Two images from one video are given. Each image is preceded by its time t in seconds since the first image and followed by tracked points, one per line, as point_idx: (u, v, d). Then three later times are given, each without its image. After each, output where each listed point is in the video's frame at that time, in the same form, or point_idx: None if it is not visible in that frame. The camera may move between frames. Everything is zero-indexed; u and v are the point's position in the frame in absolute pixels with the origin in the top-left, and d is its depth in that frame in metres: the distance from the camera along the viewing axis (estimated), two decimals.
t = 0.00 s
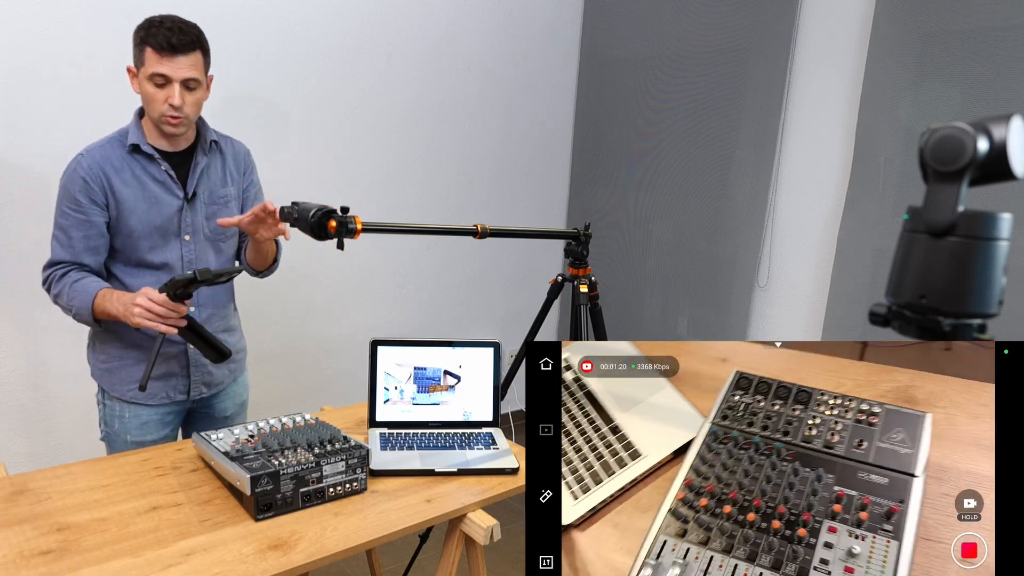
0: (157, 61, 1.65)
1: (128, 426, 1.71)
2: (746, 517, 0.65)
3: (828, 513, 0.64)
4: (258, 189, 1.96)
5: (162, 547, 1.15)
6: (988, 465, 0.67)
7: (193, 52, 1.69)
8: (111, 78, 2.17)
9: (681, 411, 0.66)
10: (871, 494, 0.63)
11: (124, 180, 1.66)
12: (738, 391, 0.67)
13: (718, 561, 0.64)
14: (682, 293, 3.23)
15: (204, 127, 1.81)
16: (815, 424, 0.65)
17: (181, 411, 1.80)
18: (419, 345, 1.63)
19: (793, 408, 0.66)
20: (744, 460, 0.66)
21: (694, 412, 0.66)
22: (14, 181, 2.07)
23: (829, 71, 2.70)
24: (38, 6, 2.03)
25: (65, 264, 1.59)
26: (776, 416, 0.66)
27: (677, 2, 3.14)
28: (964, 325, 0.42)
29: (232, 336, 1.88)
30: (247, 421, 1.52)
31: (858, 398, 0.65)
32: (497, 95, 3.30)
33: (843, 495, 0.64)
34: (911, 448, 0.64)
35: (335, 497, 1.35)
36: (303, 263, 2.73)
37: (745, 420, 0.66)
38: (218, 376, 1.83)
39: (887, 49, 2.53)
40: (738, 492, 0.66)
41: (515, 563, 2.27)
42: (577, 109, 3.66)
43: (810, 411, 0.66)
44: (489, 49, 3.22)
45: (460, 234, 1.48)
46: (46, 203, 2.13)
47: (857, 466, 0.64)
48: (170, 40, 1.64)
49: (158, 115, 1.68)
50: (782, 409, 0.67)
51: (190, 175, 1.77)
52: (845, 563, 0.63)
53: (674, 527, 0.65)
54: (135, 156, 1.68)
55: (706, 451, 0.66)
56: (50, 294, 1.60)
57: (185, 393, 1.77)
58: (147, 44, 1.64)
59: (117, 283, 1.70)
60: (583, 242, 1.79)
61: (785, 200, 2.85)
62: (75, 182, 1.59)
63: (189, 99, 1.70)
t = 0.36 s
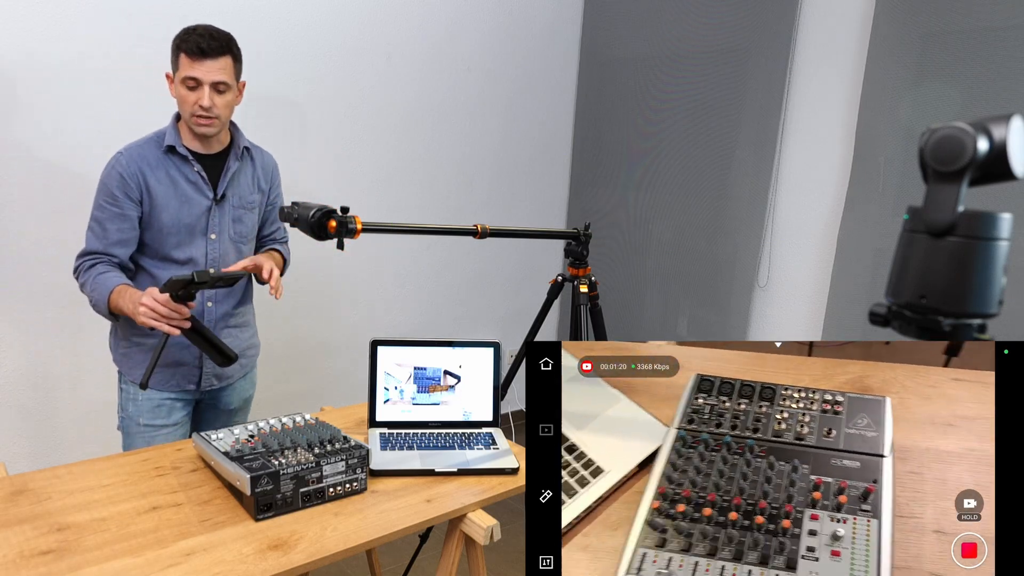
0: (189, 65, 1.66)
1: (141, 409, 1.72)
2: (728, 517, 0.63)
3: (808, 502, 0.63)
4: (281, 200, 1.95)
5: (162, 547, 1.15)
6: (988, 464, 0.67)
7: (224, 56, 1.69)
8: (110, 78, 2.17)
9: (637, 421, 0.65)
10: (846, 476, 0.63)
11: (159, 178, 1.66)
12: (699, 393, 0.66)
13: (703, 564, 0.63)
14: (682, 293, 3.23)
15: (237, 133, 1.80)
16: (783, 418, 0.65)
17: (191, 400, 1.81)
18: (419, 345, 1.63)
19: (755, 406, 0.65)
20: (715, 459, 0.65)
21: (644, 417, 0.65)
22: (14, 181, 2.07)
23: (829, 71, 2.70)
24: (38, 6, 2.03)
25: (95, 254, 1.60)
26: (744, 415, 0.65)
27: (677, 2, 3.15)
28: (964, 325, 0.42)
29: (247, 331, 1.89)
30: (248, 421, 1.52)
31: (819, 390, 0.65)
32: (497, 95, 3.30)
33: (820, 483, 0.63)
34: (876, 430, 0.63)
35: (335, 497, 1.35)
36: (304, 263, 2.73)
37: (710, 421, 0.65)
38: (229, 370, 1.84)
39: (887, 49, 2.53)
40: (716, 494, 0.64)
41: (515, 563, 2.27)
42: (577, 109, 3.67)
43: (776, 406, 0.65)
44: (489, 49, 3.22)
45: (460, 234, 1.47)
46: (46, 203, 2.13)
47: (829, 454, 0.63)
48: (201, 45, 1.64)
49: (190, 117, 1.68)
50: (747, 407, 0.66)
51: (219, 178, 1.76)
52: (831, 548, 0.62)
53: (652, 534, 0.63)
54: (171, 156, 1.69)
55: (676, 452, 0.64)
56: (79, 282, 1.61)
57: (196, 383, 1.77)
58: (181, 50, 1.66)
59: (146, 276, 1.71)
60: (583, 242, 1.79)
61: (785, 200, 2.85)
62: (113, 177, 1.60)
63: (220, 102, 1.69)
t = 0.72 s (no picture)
0: (184, 68, 1.62)
1: (141, 413, 1.71)
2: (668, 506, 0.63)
3: (750, 498, 0.63)
4: (272, 197, 1.96)
5: (162, 547, 1.15)
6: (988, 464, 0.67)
7: (220, 59, 1.65)
8: (111, 79, 2.17)
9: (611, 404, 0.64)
10: (795, 476, 0.62)
11: (155, 180, 1.66)
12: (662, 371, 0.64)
13: (635, 553, 0.62)
14: (682, 293, 3.23)
15: (231, 134, 1.80)
16: (743, 403, 0.63)
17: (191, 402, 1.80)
18: (419, 345, 1.63)
19: (722, 385, 0.63)
20: (668, 442, 0.63)
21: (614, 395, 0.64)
22: (13, 181, 2.07)
23: (829, 71, 2.70)
24: (38, 6, 2.03)
25: (76, 255, 1.55)
26: (703, 394, 0.64)
27: (677, 2, 3.15)
28: (964, 326, 0.42)
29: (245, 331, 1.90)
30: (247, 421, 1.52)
31: (787, 377, 0.63)
32: (497, 95, 3.30)
33: (767, 479, 0.63)
34: (838, 430, 0.63)
35: (335, 497, 1.35)
36: (304, 263, 2.74)
37: (671, 401, 0.63)
38: (229, 369, 1.85)
39: (887, 49, 2.53)
40: (661, 477, 0.63)
41: (515, 563, 2.27)
42: (577, 109, 3.67)
43: (738, 390, 0.63)
44: (489, 49, 3.22)
45: (460, 234, 1.47)
46: (45, 204, 2.13)
47: (785, 449, 0.63)
48: (197, 48, 1.61)
49: (184, 120, 1.65)
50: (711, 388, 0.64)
51: (214, 180, 1.77)
52: (762, 551, 0.63)
53: (587, 512, 0.63)
54: (167, 158, 1.69)
55: (632, 431, 0.63)
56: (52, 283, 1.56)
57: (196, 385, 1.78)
58: (176, 52, 1.62)
59: (142, 277, 1.71)
60: (583, 242, 1.79)
61: (785, 200, 2.85)
62: (108, 179, 1.58)
63: (215, 106, 1.67)
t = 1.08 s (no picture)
0: (120, 71, 1.44)
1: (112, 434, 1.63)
2: (700, 454, 0.63)
3: (775, 478, 0.63)
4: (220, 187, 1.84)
5: (162, 547, 1.15)
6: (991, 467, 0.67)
7: (160, 58, 1.48)
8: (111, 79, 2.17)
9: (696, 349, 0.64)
10: (831, 475, 0.62)
11: (96, 190, 1.50)
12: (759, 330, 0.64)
13: (644, 481, 0.62)
14: (682, 293, 3.23)
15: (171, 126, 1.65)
16: (817, 385, 0.63)
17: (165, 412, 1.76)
18: (419, 345, 1.63)
19: (803, 361, 0.63)
20: (726, 397, 0.64)
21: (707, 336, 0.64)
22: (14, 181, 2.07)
23: (829, 71, 2.70)
24: (38, 5, 2.03)
25: (11, 283, 1.37)
26: (781, 363, 0.64)
27: (677, 2, 3.15)
28: (964, 326, 0.43)
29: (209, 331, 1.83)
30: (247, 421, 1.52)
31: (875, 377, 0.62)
32: (497, 95, 3.30)
33: (800, 464, 0.63)
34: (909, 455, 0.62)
35: (335, 497, 1.35)
36: (304, 263, 2.74)
37: (752, 359, 0.64)
38: (203, 374, 1.80)
39: (887, 49, 2.53)
40: (703, 424, 0.64)
41: (515, 563, 2.27)
42: (577, 109, 3.67)
43: (819, 370, 0.63)
44: (489, 49, 3.22)
45: (460, 234, 1.47)
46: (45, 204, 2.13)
47: (835, 445, 0.62)
48: (133, 48, 1.43)
49: (121, 125, 1.48)
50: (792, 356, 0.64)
51: (161, 180, 1.62)
52: (759, 536, 0.63)
53: (621, 430, 0.63)
54: (106, 166, 1.52)
55: (700, 372, 0.64)
56: None
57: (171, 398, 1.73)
58: (108, 52, 1.43)
59: (93, 295, 1.57)
60: (583, 242, 1.79)
61: (785, 200, 2.85)
62: (43, 195, 1.42)
63: (156, 109, 1.50)
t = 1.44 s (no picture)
0: (70, 81, 1.35)
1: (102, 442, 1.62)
2: (732, 482, 0.62)
3: (803, 530, 0.62)
4: (175, 180, 1.80)
5: (162, 547, 1.15)
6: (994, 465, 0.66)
7: (112, 66, 1.40)
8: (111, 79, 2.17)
9: (773, 388, 0.64)
10: (864, 540, 0.62)
11: (53, 209, 1.44)
12: (839, 385, 0.63)
13: (672, 493, 0.63)
14: (682, 293, 3.23)
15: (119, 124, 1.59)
16: (883, 448, 0.61)
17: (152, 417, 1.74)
18: (419, 345, 1.63)
19: (872, 420, 0.62)
20: (780, 436, 0.64)
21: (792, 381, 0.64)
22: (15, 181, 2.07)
23: (829, 71, 2.70)
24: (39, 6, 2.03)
25: None
26: (852, 417, 0.62)
27: (677, 2, 3.15)
28: (964, 326, 0.43)
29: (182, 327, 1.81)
30: (247, 421, 1.52)
31: (952, 455, 0.62)
32: (497, 95, 3.30)
33: (831, 518, 0.62)
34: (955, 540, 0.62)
35: (335, 497, 1.35)
36: (304, 263, 2.73)
37: (820, 407, 0.63)
38: (186, 376, 1.78)
39: (887, 49, 2.53)
40: (748, 454, 0.63)
41: (515, 563, 2.27)
42: (577, 109, 3.67)
43: (891, 434, 0.61)
44: (489, 50, 3.22)
45: (460, 234, 1.47)
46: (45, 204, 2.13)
47: (882, 512, 0.61)
48: (85, 58, 1.34)
49: (73, 136, 1.41)
50: (862, 414, 0.62)
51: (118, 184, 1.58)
52: None
53: (673, 443, 0.64)
54: (59, 181, 1.46)
55: (763, 408, 0.64)
56: None
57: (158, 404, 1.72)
58: (56, 60, 1.33)
59: (62, 313, 1.53)
60: (583, 242, 1.79)
61: (785, 200, 2.85)
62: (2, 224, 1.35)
63: (110, 117, 1.44)
